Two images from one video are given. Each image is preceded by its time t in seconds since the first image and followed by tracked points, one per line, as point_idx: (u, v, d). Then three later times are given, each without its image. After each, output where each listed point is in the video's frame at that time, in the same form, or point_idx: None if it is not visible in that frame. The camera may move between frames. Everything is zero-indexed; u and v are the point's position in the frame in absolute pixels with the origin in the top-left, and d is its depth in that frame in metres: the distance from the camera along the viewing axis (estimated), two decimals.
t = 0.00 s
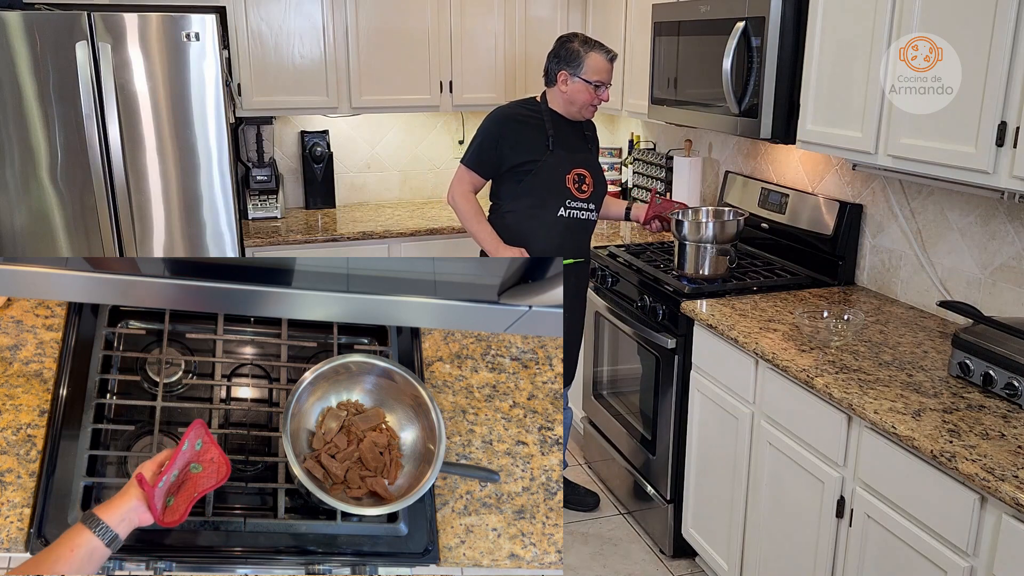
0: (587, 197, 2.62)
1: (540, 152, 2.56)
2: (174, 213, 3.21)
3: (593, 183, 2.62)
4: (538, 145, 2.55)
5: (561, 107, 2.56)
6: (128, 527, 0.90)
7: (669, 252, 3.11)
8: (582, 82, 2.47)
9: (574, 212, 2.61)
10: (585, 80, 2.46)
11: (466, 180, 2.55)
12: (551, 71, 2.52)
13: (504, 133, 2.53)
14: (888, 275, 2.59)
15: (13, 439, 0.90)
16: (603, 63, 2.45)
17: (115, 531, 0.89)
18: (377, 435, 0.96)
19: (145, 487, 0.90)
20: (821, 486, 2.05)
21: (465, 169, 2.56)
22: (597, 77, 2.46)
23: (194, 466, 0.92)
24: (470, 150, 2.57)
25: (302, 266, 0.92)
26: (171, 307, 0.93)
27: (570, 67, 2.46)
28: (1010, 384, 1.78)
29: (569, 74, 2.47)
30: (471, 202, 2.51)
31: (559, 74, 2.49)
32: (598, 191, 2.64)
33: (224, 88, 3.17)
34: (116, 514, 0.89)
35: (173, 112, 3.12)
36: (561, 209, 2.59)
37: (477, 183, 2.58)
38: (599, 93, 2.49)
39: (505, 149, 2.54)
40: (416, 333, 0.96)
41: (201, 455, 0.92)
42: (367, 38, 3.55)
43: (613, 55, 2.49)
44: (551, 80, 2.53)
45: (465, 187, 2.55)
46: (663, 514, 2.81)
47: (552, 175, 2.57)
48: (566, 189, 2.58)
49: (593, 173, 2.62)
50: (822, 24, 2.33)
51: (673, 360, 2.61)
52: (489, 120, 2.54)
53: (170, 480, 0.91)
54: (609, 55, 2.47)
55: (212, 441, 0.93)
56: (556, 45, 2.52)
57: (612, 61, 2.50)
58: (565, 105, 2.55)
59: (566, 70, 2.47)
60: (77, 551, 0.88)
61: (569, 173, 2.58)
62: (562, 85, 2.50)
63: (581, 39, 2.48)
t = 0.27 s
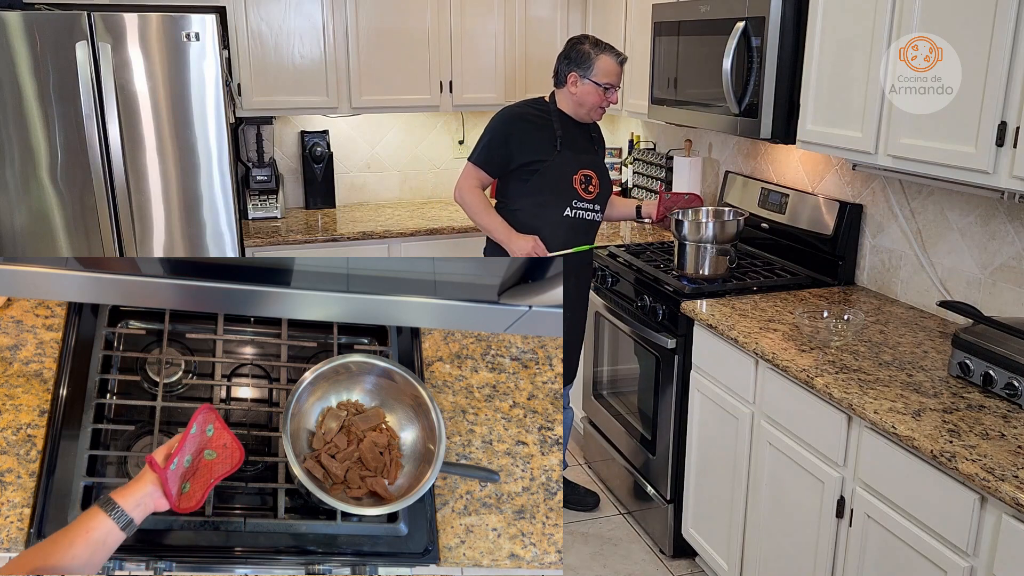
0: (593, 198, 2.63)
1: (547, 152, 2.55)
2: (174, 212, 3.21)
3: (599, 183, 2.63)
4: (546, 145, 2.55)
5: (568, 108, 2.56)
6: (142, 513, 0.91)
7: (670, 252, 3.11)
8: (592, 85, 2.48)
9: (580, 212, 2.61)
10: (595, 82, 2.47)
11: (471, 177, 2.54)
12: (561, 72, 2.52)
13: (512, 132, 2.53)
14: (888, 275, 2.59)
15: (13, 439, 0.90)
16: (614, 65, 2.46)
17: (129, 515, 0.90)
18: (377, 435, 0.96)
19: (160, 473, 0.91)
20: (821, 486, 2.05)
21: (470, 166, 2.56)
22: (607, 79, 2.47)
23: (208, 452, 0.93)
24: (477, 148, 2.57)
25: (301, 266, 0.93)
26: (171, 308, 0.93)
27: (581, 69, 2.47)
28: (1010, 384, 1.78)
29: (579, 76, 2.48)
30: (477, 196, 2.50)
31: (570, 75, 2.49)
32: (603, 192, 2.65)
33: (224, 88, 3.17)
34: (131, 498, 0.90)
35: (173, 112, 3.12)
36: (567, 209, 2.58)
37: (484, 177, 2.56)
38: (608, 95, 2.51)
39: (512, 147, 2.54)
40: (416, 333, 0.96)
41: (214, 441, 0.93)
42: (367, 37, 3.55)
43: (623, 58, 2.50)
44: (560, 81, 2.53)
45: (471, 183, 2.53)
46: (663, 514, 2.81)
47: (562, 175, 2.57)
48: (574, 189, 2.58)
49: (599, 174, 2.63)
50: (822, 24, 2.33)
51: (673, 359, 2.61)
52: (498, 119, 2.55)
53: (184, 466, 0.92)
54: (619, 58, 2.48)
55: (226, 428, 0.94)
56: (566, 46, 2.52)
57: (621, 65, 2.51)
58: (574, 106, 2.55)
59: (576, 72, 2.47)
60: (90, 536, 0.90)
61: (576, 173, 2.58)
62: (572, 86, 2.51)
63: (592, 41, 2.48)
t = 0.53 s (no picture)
0: (601, 198, 2.63)
1: (558, 151, 2.56)
2: (174, 212, 3.21)
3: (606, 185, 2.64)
4: (557, 145, 2.55)
5: (578, 109, 2.56)
6: (175, 491, 0.91)
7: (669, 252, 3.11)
8: (604, 87, 2.47)
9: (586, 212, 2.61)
10: (607, 84, 2.47)
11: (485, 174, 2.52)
12: (573, 73, 2.52)
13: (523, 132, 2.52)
14: (888, 275, 2.59)
15: (13, 439, 0.90)
16: (626, 69, 2.46)
17: (161, 494, 0.91)
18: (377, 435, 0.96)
19: (191, 453, 0.92)
20: (821, 486, 2.05)
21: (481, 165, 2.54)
22: (618, 83, 2.47)
23: (234, 432, 0.92)
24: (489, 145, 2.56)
25: (296, 264, 0.92)
26: (170, 308, 0.93)
27: (593, 70, 2.46)
28: (1010, 384, 1.78)
29: (591, 78, 2.47)
30: (495, 187, 2.48)
31: (581, 77, 2.49)
32: (610, 193, 2.66)
33: (224, 88, 3.17)
34: (163, 478, 0.90)
35: (173, 112, 3.12)
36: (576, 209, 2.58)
37: (497, 170, 2.55)
38: (619, 98, 2.50)
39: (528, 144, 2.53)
40: (416, 333, 0.96)
41: (240, 422, 0.92)
42: (367, 37, 3.55)
43: (636, 62, 2.50)
44: (572, 82, 2.53)
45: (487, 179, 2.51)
46: (663, 514, 2.81)
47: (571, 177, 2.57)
48: (583, 189, 2.58)
49: (607, 176, 2.65)
50: (822, 24, 2.33)
51: (673, 359, 2.61)
52: (511, 114, 2.54)
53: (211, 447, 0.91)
54: (631, 61, 2.48)
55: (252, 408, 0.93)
56: (580, 48, 2.52)
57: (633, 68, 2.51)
58: (584, 108, 2.55)
59: (589, 73, 2.47)
60: (123, 512, 0.89)
61: (586, 174, 2.59)
62: (583, 88, 2.50)
63: (606, 44, 2.49)
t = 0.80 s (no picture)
0: (605, 199, 2.61)
1: (569, 152, 2.57)
2: (174, 212, 3.21)
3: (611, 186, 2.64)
4: (568, 144, 2.56)
5: (586, 108, 2.57)
6: (193, 477, 0.94)
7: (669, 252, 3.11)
8: (614, 89, 2.47)
9: (590, 213, 2.60)
10: (617, 87, 2.47)
11: (513, 166, 2.50)
12: (584, 75, 2.52)
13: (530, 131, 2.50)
14: (888, 275, 2.59)
15: (12, 439, 0.89)
16: (637, 73, 2.46)
17: (178, 478, 0.93)
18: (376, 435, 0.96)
19: (208, 441, 0.94)
20: (821, 486, 2.05)
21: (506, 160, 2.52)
22: (629, 86, 2.47)
23: (250, 416, 0.94)
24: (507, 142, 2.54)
25: (291, 265, 0.91)
26: (170, 306, 0.92)
27: (605, 73, 2.46)
28: (1010, 383, 1.77)
29: (601, 79, 2.47)
30: (536, 177, 2.46)
31: (592, 78, 2.49)
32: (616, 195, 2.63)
33: (224, 88, 3.17)
34: (180, 463, 0.93)
35: (173, 112, 3.12)
36: (580, 209, 2.58)
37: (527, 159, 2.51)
38: (629, 101, 2.51)
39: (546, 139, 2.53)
40: (416, 333, 0.94)
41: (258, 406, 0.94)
42: (367, 37, 3.55)
43: (647, 66, 2.50)
44: (582, 83, 2.53)
45: (516, 171, 2.49)
46: (663, 514, 2.81)
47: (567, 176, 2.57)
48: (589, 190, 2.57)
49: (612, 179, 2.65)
50: (822, 24, 2.33)
51: (673, 359, 2.61)
52: (527, 110, 2.52)
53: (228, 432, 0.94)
54: (642, 64, 2.48)
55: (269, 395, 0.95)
56: (592, 49, 2.51)
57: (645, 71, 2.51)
58: (594, 109, 2.55)
59: (600, 75, 2.47)
60: (140, 496, 0.93)
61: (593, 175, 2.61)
62: (594, 90, 2.51)
63: (618, 47, 2.48)
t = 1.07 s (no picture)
0: (608, 200, 2.60)
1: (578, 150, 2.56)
2: (174, 212, 3.21)
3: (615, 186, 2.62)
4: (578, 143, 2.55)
5: (590, 108, 2.57)
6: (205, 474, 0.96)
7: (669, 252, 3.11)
8: (618, 90, 2.47)
9: (592, 212, 2.59)
10: (622, 88, 2.47)
11: (550, 157, 2.44)
12: (589, 76, 2.52)
13: (537, 130, 2.49)
14: (888, 275, 2.59)
15: (12, 440, 0.83)
16: (641, 74, 2.47)
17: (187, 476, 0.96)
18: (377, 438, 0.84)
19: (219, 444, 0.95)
20: (821, 486, 2.05)
21: (541, 153, 2.46)
22: (633, 87, 2.47)
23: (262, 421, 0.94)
24: (526, 144, 2.51)
25: (288, 264, 0.84)
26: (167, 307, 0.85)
27: (609, 74, 2.47)
28: (1010, 383, 1.77)
29: (606, 81, 2.47)
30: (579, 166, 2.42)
31: (597, 80, 2.49)
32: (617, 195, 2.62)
33: (224, 89, 3.17)
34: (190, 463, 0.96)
35: (173, 112, 3.12)
36: (581, 209, 2.57)
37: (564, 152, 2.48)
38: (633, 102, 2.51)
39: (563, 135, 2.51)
40: (415, 331, 0.85)
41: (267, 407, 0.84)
42: (366, 38, 3.55)
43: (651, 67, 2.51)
44: (587, 84, 2.53)
45: (555, 161, 2.43)
46: (663, 514, 2.81)
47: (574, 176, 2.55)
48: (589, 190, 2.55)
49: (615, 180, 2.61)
50: (822, 25, 2.33)
51: (673, 359, 2.61)
52: (539, 107, 2.51)
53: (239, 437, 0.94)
54: (646, 65, 2.49)
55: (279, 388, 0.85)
56: (597, 51, 2.52)
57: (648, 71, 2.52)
58: (598, 110, 2.55)
59: (605, 76, 2.47)
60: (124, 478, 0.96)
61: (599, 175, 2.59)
62: (599, 90, 2.50)
63: (622, 48, 2.49)
